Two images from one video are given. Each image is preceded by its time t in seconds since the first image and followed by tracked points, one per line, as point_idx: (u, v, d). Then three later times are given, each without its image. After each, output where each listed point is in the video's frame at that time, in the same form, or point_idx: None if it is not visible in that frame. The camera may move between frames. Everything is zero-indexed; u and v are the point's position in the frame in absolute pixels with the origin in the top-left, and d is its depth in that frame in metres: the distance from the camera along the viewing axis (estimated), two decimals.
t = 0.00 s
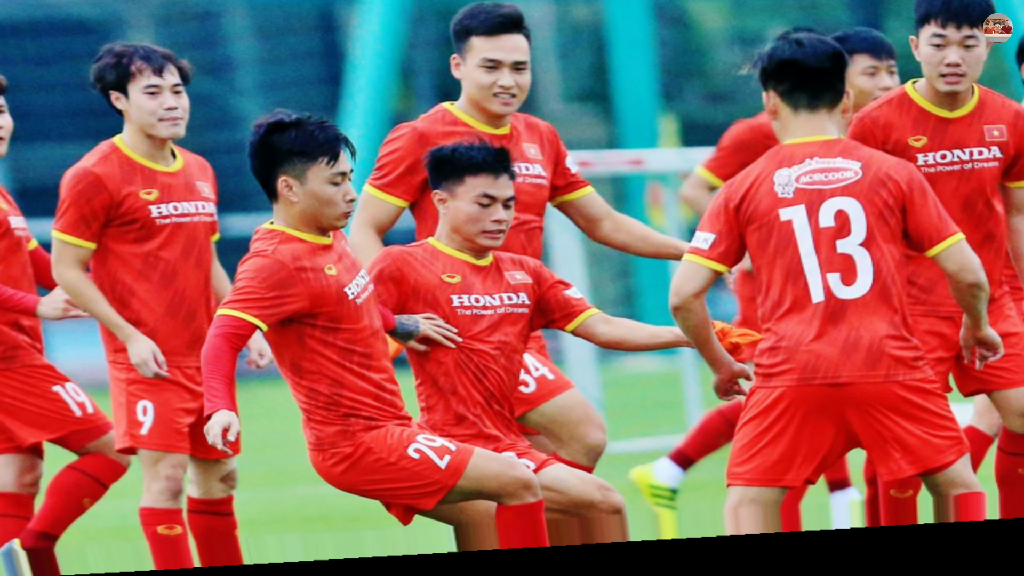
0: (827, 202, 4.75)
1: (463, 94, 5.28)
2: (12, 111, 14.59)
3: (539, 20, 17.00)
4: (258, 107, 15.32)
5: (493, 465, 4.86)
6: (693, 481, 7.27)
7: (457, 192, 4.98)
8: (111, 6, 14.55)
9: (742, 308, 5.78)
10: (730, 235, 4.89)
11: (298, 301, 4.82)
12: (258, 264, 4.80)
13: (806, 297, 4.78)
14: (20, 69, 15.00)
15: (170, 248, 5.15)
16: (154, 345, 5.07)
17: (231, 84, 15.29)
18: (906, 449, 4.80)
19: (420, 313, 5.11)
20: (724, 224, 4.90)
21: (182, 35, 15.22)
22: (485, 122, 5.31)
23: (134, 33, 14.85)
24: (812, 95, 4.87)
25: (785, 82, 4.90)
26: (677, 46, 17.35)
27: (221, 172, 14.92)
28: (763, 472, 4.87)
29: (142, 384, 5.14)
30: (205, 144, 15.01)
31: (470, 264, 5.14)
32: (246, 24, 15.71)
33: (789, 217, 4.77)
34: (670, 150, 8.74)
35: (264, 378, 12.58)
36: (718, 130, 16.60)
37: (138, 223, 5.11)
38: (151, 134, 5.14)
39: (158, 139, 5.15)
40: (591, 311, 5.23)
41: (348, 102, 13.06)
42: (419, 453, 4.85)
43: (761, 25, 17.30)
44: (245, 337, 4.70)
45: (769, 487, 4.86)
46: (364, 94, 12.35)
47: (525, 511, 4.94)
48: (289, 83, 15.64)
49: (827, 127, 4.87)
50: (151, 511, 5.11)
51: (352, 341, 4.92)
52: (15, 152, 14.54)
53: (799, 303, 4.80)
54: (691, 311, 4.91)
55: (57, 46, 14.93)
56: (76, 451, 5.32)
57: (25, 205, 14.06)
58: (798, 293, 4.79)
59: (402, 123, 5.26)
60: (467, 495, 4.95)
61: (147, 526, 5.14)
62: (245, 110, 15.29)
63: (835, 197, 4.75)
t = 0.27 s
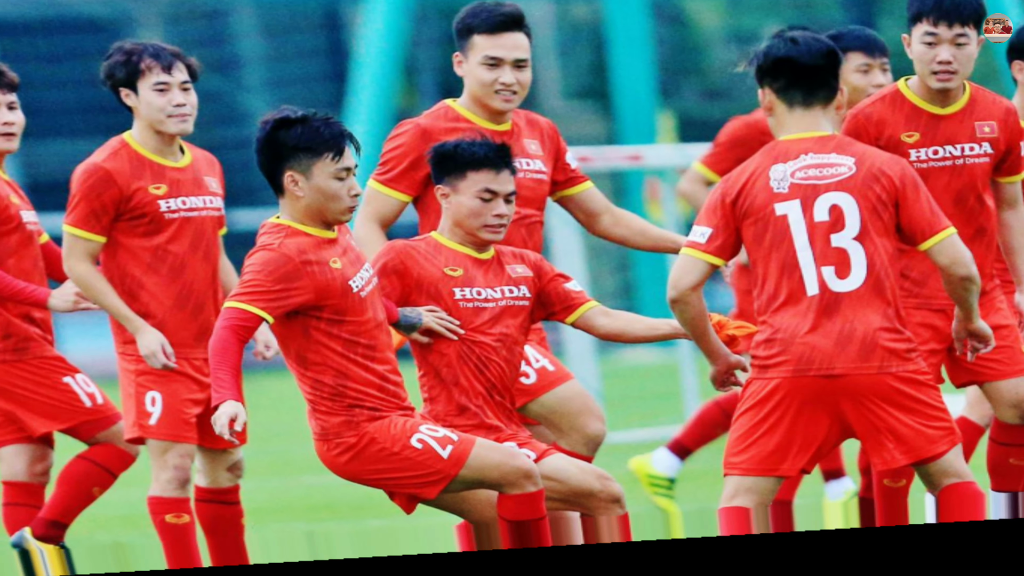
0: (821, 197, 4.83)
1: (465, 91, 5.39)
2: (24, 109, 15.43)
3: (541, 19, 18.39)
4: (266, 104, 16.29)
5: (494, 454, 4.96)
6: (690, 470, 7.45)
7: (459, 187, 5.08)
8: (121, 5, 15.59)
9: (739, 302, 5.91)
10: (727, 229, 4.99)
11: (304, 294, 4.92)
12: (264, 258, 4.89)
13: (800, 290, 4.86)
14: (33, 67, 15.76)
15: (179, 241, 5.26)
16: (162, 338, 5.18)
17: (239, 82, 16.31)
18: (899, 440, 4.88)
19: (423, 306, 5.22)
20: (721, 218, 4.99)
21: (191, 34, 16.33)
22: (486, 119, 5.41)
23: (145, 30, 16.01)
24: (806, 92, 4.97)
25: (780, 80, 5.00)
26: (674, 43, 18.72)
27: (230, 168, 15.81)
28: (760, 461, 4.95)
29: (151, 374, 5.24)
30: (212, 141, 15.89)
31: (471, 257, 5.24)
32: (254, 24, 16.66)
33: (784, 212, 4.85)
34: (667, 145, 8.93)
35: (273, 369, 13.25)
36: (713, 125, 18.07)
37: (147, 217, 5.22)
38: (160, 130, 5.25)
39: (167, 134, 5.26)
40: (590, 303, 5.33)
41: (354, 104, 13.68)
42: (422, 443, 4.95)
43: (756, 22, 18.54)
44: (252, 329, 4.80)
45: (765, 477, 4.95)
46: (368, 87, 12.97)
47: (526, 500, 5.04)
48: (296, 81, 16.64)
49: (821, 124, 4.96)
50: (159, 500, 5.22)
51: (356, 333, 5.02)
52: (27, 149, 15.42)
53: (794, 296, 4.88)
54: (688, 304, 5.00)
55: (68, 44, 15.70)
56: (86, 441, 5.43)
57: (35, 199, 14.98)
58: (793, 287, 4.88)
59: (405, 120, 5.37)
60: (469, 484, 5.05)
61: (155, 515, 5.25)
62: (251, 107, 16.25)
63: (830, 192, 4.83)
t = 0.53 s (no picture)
0: (816, 192, 4.90)
1: (467, 88, 5.51)
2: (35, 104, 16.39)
3: (542, 15, 19.13)
4: (270, 99, 17.20)
5: (495, 445, 5.06)
6: (687, 461, 7.64)
7: (461, 182, 5.19)
8: (131, 4, 16.55)
9: (734, 295, 6.05)
10: (723, 224, 5.06)
11: (310, 287, 5.03)
12: (270, 251, 4.99)
13: (795, 283, 4.93)
14: (46, 65, 16.71)
15: (187, 236, 5.37)
16: (170, 329, 5.28)
17: (246, 78, 17.24)
18: (892, 430, 4.96)
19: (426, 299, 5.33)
20: (717, 213, 5.05)
21: (199, 31, 17.38)
22: (488, 115, 5.53)
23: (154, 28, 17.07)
24: (802, 89, 5.04)
25: (775, 77, 5.06)
26: (671, 42, 19.71)
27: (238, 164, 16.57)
28: (755, 451, 5.01)
29: (159, 366, 5.35)
30: (219, 136, 16.83)
31: (473, 251, 5.34)
32: (260, 23, 17.65)
33: (780, 206, 4.93)
34: (666, 142, 9.10)
35: (275, 361, 13.70)
36: (711, 122, 19.09)
37: (155, 212, 5.33)
38: (169, 126, 5.36)
39: (175, 131, 5.37)
40: (590, 296, 5.43)
41: (360, 98, 14.29)
42: (425, 433, 5.05)
43: (753, 21, 19.54)
44: (259, 322, 4.90)
45: (761, 467, 5.00)
46: (373, 87, 13.73)
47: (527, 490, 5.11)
48: (301, 78, 17.52)
49: (816, 120, 5.03)
50: (167, 490, 5.32)
51: (360, 325, 5.13)
52: (39, 143, 16.28)
53: (789, 290, 4.95)
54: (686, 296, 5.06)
55: (79, 42, 16.68)
56: (95, 431, 5.55)
57: (47, 194, 15.77)
58: (788, 280, 4.94)
59: (409, 117, 5.48)
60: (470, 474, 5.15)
61: (163, 504, 5.35)
62: (255, 103, 17.16)
63: (824, 186, 4.91)
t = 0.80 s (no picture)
0: (811, 187, 4.95)
1: (469, 85, 5.62)
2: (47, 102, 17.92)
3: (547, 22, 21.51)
4: (275, 95, 19.20)
5: (497, 436, 5.14)
6: (687, 451, 7.81)
7: (463, 178, 5.29)
8: (140, 5, 18.41)
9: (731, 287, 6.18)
10: (720, 218, 5.10)
11: (315, 280, 5.11)
12: (276, 245, 5.08)
13: (791, 277, 4.97)
14: (56, 62, 18.14)
15: (195, 230, 5.48)
16: (178, 322, 5.38)
17: (252, 75, 19.25)
18: (886, 421, 5.00)
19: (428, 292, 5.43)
20: (715, 207, 5.10)
21: (206, 29, 19.21)
22: (490, 112, 5.64)
23: (162, 27, 19.07)
24: (797, 87, 5.09)
25: (771, 75, 5.11)
26: (670, 41, 21.85)
27: (244, 155, 18.38)
28: (752, 442, 5.04)
29: (167, 358, 5.46)
30: (225, 131, 18.67)
31: (475, 245, 5.45)
32: (269, 22, 19.70)
33: (775, 202, 4.97)
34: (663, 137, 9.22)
35: (275, 353, 13.92)
36: (705, 118, 21.18)
37: (164, 207, 5.43)
38: (177, 123, 5.46)
39: (183, 127, 5.48)
40: (589, 289, 5.54)
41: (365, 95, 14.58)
42: (428, 424, 5.14)
43: (744, 23, 21.45)
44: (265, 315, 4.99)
45: (757, 457, 5.04)
46: (376, 83, 13.88)
47: (527, 479, 5.20)
48: (306, 76, 19.67)
49: (811, 117, 5.09)
50: (174, 479, 5.45)
51: (364, 318, 5.22)
52: (49, 141, 17.83)
53: (784, 284, 4.98)
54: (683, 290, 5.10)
55: (89, 42, 18.25)
56: (105, 422, 5.68)
57: (58, 189, 17.46)
58: (784, 274, 4.99)
59: (412, 113, 5.60)
60: (471, 464, 5.23)
61: (171, 493, 5.47)
62: (261, 100, 19.06)
63: (820, 181, 4.95)
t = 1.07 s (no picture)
0: (806, 182, 4.94)
1: (471, 83, 5.74)
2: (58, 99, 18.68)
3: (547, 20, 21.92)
4: (283, 94, 20.22)
5: (498, 427, 5.19)
6: (685, 441, 8.00)
7: (465, 173, 5.39)
8: (149, 3, 19.49)
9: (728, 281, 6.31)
10: (717, 213, 5.10)
11: (319, 274, 5.16)
12: (282, 239, 5.14)
13: (786, 271, 4.96)
14: (67, 60, 19.20)
15: (202, 224, 5.60)
16: (185, 315, 5.49)
17: (259, 73, 20.12)
18: (881, 413, 4.98)
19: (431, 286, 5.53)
20: (711, 202, 5.10)
21: (213, 28, 20.04)
22: (491, 109, 5.76)
23: (170, 25, 19.80)
24: (792, 84, 5.10)
25: (766, 72, 5.12)
26: (667, 38, 22.29)
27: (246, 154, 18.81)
28: (748, 433, 5.01)
29: (175, 350, 5.56)
30: (232, 126, 19.38)
31: (477, 239, 5.55)
32: (277, 21, 20.55)
33: (771, 197, 4.96)
34: (661, 134, 9.35)
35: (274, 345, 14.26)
36: (704, 114, 21.51)
37: (172, 202, 5.55)
38: (185, 119, 5.58)
39: (191, 124, 5.59)
40: (589, 283, 5.65)
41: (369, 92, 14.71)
42: (431, 415, 5.19)
43: (743, 20, 21.81)
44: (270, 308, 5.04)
45: (753, 449, 5.02)
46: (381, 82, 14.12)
47: (528, 470, 5.24)
48: (311, 72, 20.36)
49: (806, 114, 5.09)
50: (182, 469, 5.60)
51: (368, 311, 5.27)
52: (62, 136, 18.51)
53: (780, 278, 4.97)
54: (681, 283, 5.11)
55: (99, 40, 19.35)
56: (114, 413, 5.82)
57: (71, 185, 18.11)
58: (779, 267, 4.98)
59: (415, 110, 5.72)
60: (473, 455, 5.29)
61: (178, 483, 5.62)
62: (270, 97, 19.96)
63: (815, 177, 4.94)
